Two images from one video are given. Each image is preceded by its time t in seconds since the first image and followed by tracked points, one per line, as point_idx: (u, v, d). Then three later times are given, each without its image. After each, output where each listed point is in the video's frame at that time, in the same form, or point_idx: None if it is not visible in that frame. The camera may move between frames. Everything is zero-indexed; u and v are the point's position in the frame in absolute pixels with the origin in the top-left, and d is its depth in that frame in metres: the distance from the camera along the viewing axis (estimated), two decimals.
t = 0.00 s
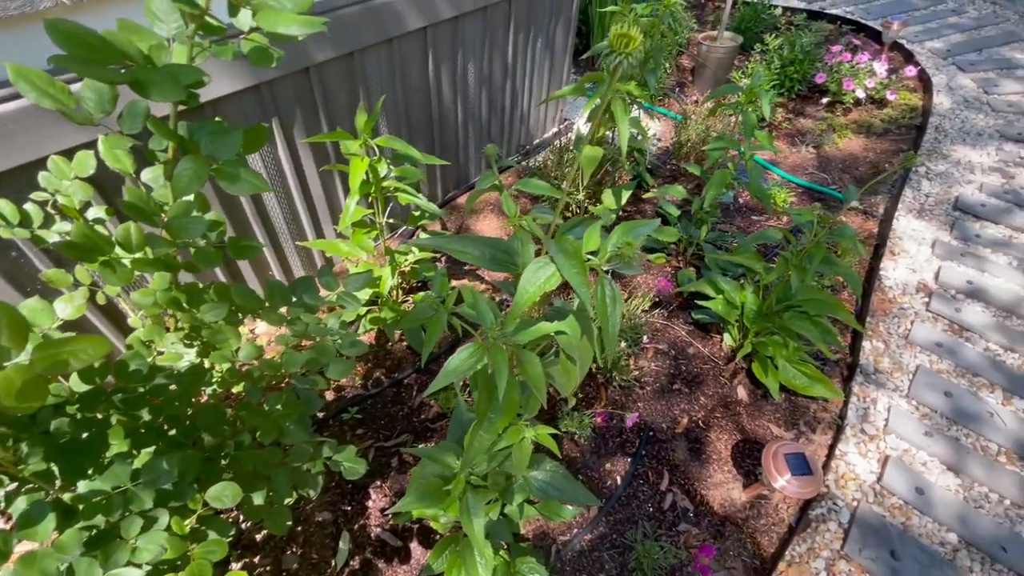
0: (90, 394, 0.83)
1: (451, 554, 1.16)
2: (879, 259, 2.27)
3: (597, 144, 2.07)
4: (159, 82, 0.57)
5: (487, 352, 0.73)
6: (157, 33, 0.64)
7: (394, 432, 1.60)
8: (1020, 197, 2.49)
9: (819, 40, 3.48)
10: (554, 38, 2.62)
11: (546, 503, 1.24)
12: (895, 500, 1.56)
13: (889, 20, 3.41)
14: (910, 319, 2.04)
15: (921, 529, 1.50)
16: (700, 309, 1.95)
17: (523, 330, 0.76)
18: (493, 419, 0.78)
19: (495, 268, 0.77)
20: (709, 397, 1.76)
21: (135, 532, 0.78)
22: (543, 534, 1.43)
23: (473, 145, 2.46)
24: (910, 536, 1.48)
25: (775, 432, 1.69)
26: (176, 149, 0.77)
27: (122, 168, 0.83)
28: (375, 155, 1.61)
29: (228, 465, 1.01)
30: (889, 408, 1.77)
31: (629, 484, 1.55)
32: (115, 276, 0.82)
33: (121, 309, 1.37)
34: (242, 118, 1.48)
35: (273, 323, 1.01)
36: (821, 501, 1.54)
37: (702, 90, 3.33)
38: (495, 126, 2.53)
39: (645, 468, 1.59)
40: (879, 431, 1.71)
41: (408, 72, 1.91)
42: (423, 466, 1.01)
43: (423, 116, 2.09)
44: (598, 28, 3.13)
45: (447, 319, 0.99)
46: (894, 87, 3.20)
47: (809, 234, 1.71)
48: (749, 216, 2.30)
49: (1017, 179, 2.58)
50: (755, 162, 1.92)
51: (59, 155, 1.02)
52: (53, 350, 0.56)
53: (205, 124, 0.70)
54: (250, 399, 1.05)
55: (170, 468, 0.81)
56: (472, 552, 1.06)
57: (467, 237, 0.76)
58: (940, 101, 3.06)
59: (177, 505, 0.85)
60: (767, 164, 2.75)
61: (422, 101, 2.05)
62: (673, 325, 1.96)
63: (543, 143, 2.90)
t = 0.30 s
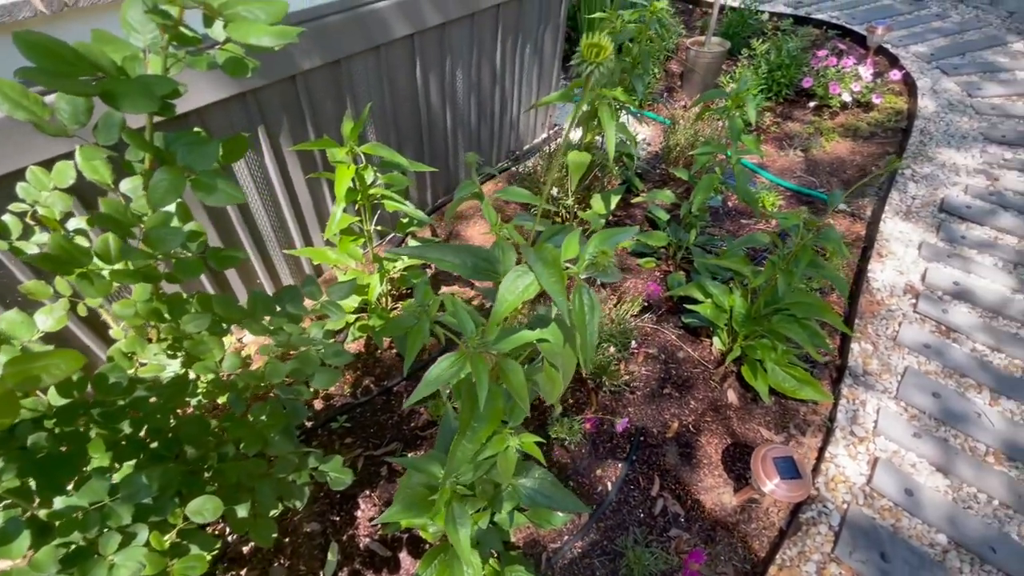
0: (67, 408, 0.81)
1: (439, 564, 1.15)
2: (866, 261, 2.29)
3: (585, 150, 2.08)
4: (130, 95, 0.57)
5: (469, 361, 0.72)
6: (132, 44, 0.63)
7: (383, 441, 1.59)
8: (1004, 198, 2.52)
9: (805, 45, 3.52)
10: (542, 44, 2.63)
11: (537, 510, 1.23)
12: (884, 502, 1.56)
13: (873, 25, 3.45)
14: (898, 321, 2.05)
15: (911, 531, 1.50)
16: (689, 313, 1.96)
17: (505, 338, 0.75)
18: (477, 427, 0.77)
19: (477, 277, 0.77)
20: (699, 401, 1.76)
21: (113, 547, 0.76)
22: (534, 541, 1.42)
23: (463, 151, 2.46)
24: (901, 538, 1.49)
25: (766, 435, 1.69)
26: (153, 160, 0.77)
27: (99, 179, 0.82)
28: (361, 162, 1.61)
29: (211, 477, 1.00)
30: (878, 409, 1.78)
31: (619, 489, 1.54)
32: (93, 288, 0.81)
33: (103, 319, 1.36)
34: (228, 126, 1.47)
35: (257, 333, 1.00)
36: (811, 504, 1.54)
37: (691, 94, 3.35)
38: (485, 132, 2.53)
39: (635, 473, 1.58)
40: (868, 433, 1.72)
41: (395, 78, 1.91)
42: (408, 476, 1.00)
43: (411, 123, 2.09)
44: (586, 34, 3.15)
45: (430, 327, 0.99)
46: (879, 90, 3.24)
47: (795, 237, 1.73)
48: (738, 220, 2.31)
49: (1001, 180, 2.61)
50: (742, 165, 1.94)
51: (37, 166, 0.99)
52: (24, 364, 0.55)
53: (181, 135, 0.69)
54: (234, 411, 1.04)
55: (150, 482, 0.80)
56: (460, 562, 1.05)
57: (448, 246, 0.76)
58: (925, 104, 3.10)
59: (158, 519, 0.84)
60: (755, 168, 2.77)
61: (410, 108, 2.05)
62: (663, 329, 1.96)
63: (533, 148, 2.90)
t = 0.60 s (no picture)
0: (40, 425, 0.80)
1: None
2: (853, 264, 2.30)
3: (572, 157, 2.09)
4: (99, 109, 0.56)
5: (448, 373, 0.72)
6: (103, 56, 0.63)
7: (370, 452, 1.58)
8: (986, 201, 2.56)
9: (790, 52, 3.56)
10: (529, 52, 2.64)
11: (525, 519, 1.22)
12: (874, 505, 1.57)
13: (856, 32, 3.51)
14: (885, 324, 2.07)
15: (900, 534, 1.51)
16: (677, 318, 1.96)
17: (485, 349, 0.75)
18: (459, 439, 0.76)
19: (457, 287, 0.77)
20: (688, 407, 1.76)
21: (87, 568, 0.75)
22: (524, 551, 1.41)
23: (451, 159, 2.46)
24: (890, 542, 1.49)
25: (755, 440, 1.69)
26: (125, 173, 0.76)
27: (74, 192, 0.80)
28: (347, 172, 1.61)
29: (192, 493, 0.98)
30: (866, 413, 1.78)
31: (609, 497, 1.53)
32: (66, 304, 0.79)
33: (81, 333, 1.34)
34: (211, 136, 1.47)
35: (237, 346, 0.99)
36: (800, 509, 1.54)
37: (678, 101, 3.38)
38: (473, 139, 2.54)
39: (625, 480, 1.58)
40: (856, 437, 1.72)
41: (381, 87, 1.91)
42: (393, 488, 0.99)
43: (398, 131, 2.09)
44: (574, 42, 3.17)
45: (412, 338, 0.98)
46: (863, 96, 3.28)
47: (780, 242, 1.74)
48: (725, 225, 2.32)
49: (984, 183, 2.65)
50: (727, 171, 1.95)
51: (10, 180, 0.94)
52: None
53: (154, 148, 0.69)
54: (216, 424, 1.02)
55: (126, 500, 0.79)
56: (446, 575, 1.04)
57: (427, 257, 0.76)
58: (908, 109, 3.14)
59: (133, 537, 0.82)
60: (742, 173, 2.79)
61: (396, 117, 2.05)
62: (652, 335, 1.96)
63: (522, 156, 2.91)
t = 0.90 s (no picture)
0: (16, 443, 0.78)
1: None
2: (842, 268, 2.32)
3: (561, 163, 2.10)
4: (73, 124, 0.56)
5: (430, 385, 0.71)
6: (79, 68, 0.62)
7: (360, 462, 1.56)
8: (972, 203, 2.58)
9: (777, 58, 3.60)
10: (518, 59, 2.65)
11: (516, 529, 1.21)
12: (864, 509, 1.57)
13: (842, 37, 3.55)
14: (874, 327, 2.08)
15: (891, 538, 1.51)
16: (667, 324, 1.96)
17: (467, 360, 0.74)
18: (444, 451, 0.76)
19: (440, 299, 0.77)
20: (680, 413, 1.76)
21: None
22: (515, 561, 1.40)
23: (441, 166, 2.46)
24: (881, 546, 1.49)
25: (746, 445, 1.69)
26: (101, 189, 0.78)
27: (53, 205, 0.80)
28: (334, 181, 1.60)
29: (175, 508, 0.97)
30: (856, 416, 1.79)
31: (600, 505, 1.53)
32: (45, 318, 0.78)
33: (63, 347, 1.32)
34: (197, 146, 1.46)
35: (220, 359, 0.98)
36: (792, 514, 1.54)
37: (668, 106, 3.40)
38: (463, 146, 2.54)
39: (617, 488, 1.57)
40: (846, 441, 1.73)
41: (370, 95, 1.91)
42: (380, 501, 0.98)
43: (387, 139, 2.09)
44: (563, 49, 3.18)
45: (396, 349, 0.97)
46: (850, 101, 3.31)
47: (767, 247, 1.75)
48: (715, 230, 2.34)
49: (969, 187, 2.68)
50: (715, 177, 1.96)
51: None
52: None
53: (131, 162, 0.68)
54: (200, 438, 1.01)
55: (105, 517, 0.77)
56: None
57: (411, 270, 0.76)
58: (894, 113, 3.17)
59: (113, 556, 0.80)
60: (732, 178, 2.81)
61: (385, 125, 2.04)
62: (643, 341, 1.96)
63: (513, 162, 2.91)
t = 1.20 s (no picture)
0: None
1: None
2: (829, 275, 2.33)
3: (549, 174, 2.10)
4: (39, 146, 0.55)
5: (408, 405, 0.71)
6: (49, 87, 0.61)
7: (347, 477, 1.54)
8: (956, 209, 2.61)
9: (763, 66, 3.65)
10: (506, 69, 2.66)
11: (504, 544, 1.19)
12: (854, 517, 1.57)
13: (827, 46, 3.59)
14: (862, 334, 2.09)
15: (881, 546, 1.51)
16: (656, 333, 1.96)
17: (446, 379, 0.74)
18: (424, 469, 0.75)
19: (417, 317, 0.77)
20: (669, 422, 1.76)
21: None
22: None
23: (430, 177, 2.46)
24: (871, 554, 1.49)
25: (735, 454, 1.69)
26: (75, 208, 0.77)
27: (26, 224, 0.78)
28: (319, 193, 1.60)
29: (154, 530, 0.95)
30: (845, 423, 1.79)
31: (590, 517, 1.52)
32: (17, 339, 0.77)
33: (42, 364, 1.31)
34: (180, 160, 1.45)
35: (200, 377, 0.97)
36: (782, 524, 1.54)
37: (657, 115, 3.42)
38: (452, 157, 2.54)
39: (607, 499, 1.56)
40: (836, 448, 1.73)
41: (357, 107, 1.92)
42: (362, 520, 0.97)
43: (374, 150, 2.08)
44: (552, 59, 3.20)
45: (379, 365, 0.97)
46: (835, 109, 3.35)
47: (752, 256, 1.76)
48: (703, 238, 2.35)
49: (953, 193, 2.71)
50: (702, 186, 1.97)
51: None
52: None
53: (103, 182, 0.67)
54: (180, 457, 0.99)
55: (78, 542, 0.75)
56: None
57: (383, 288, 0.76)
58: (879, 121, 3.21)
59: None
60: (720, 186, 2.82)
61: (373, 136, 2.05)
62: (632, 350, 1.96)
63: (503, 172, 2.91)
